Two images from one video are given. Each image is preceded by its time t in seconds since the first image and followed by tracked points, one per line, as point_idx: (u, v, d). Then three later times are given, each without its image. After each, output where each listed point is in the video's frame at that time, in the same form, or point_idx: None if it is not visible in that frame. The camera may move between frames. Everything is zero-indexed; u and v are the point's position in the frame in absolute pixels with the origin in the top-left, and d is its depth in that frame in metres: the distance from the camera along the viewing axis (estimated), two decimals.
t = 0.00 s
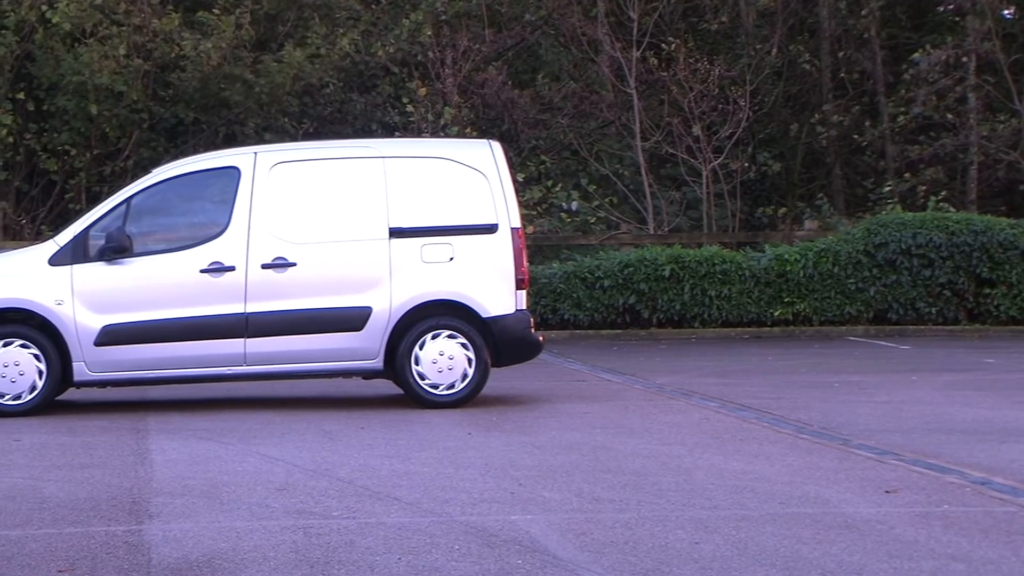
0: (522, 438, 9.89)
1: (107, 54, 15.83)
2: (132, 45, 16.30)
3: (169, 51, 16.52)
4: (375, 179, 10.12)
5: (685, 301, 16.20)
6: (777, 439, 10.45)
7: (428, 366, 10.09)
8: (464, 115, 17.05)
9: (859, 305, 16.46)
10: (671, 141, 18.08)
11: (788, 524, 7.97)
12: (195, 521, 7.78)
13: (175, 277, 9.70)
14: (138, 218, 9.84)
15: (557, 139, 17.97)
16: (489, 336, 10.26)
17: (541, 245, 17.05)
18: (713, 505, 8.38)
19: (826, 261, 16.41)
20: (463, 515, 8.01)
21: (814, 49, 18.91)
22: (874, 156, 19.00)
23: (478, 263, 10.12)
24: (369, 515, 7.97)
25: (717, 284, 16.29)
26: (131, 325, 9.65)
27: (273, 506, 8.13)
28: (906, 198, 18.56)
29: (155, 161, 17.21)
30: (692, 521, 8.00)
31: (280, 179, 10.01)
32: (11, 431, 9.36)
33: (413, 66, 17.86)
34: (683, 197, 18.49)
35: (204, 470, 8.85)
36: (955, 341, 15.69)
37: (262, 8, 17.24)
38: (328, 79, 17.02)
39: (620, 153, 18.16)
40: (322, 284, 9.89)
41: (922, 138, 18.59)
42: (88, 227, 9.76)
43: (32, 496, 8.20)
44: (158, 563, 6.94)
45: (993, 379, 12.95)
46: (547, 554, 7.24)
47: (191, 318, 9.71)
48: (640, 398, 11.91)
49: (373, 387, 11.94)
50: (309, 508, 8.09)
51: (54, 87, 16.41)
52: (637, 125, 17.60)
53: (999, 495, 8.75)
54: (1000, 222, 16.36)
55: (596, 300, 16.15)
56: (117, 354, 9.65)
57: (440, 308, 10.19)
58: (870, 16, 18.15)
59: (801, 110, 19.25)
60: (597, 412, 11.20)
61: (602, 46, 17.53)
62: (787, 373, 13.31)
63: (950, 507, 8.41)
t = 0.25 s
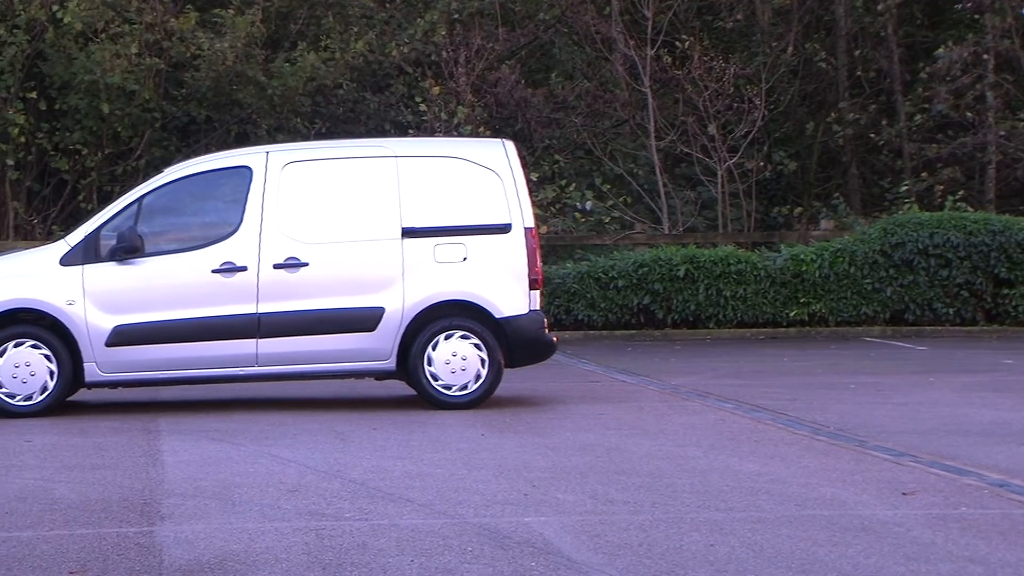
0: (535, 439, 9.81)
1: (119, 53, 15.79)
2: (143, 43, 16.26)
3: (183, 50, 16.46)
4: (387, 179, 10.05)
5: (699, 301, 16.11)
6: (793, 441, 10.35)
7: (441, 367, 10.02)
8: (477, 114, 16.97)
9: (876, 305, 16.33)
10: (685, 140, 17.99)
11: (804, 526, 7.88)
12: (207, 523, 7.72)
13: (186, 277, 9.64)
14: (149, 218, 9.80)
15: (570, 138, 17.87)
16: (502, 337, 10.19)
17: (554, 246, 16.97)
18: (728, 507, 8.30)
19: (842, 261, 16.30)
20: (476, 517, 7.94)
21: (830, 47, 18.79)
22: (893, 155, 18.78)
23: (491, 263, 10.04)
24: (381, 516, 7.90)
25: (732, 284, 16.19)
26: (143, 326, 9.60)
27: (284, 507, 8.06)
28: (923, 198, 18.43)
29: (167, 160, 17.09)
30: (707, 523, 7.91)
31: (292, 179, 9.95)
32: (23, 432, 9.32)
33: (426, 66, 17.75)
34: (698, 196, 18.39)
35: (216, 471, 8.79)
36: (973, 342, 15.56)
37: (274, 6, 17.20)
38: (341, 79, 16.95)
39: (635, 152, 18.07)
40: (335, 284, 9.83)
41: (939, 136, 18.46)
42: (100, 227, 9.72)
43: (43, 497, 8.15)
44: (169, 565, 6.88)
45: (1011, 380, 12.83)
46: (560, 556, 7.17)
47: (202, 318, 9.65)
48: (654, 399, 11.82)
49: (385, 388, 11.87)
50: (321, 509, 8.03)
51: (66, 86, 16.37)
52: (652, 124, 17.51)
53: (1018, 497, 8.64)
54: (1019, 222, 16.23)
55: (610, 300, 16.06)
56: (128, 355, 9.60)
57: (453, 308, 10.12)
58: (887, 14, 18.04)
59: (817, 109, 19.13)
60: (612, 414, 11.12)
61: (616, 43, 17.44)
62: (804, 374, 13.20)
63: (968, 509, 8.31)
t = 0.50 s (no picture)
0: (544, 440, 9.73)
1: (126, 51, 15.72)
2: (151, 42, 16.19)
3: (190, 49, 16.38)
4: (396, 178, 9.98)
5: (710, 301, 16.02)
6: (804, 442, 10.25)
7: (450, 368, 9.95)
8: (486, 113, 16.88)
9: (888, 306, 16.21)
10: (696, 139, 17.89)
11: (816, 528, 7.79)
12: (214, 524, 7.65)
13: (193, 278, 9.58)
14: (156, 217, 9.73)
15: (580, 137, 17.77)
16: (511, 337, 10.11)
17: (564, 245, 16.88)
18: (739, 509, 8.21)
19: (854, 261, 16.20)
20: (485, 518, 7.86)
21: (842, 46, 18.67)
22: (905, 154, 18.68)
23: (500, 263, 9.96)
24: (389, 518, 7.83)
25: (743, 284, 16.09)
26: (150, 326, 9.54)
27: (291, 509, 7.99)
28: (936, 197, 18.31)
29: (174, 159, 16.98)
30: (718, 525, 7.82)
31: (299, 178, 9.88)
32: (29, 433, 9.26)
33: (435, 64, 17.61)
34: (709, 196, 18.28)
35: (222, 473, 8.72)
36: (986, 343, 15.44)
37: (282, 4, 17.14)
38: (350, 78, 16.86)
39: (645, 152, 17.98)
40: (343, 284, 9.76)
41: (952, 135, 18.34)
42: (106, 227, 9.65)
43: (49, 498, 8.09)
44: (176, 567, 6.81)
45: None
46: (570, 558, 7.09)
47: (209, 319, 9.59)
48: (664, 401, 11.73)
49: (393, 389, 11.80)
50: (328, 511, 7.95)
51: (72, 84, 16.31)
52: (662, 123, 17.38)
53: None
54: None
55: (620, 300, 15.98)
56: (135, 355, 9.53)
57: (462, 308, 10.04)
58: (900, 12, 17.95)
59: (829, 108, 19.01)
60: (621, 415, 11.03)
61: (626, 42, 17.35)
62: (815, 375, 13.10)
63: (981, 511, 8.21)
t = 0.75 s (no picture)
0: (552, 442, 9.65)
1: (131, 50, 15.65)
2: (156, 40, 16.10)
3: (195, 48, 16.29)
4: (402, 177, 9.91)
5: (719, 301, 15.92)
6: (815, 443, 10.16)
7: (457, 369, 9.87)
8: (493, 112, 16.78)
9: (899, 306, 16.10)
10: (705, 138, 17.79)
11: (826, 530, 7.70)
12: (220, 526, 7.58)
13: (198, 277, 9.51)
14: (161, 217, 9.66)
15: (588, 136, 17.67)
16: (519, 337, 10.03)
17: (572, 245, 16.79)
18: (749, 511, 8.12)
19: (865, 261, 16.10)
20: (492, 520, 7.78)
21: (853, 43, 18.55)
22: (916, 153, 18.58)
23: (508, 262, 9.88)
24: (396, 520, 7.75)
25: (753, 284, 15.99)
26: (155, 326, 9.47)
27: (297, 510, 7.92)
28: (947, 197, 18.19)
29: (179, 158, 16.88)
30: (727, 527, 7.74)
31: (305, 177, 9.81)
32: (33, 434, 9.19)
33: (441, 62, 17.50)
34: (718, 195, 18.16)
35: (228, 474, 8.65)
36: (998, 343, 15.33)
37: (289, 3, 17.07)
38: (356, 76, 16.76)
39: (654, 151, 17.89)
40: (349, 284, 9.69)
41: (964, 134, 18.22)
42: (111, 226, 9.59)
43: (54, 500, 8.03)
44: (181, 569, 6.74)
45: None
46: (577, 561, 7.00)
47: (215, 319, 9.52)
48: (673, 401, 11.64)
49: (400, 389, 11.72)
50: (335, 513, 7.88)
51: (77, 83, 16.23)
52: (670, 122, 17.36)
53: None
54: None
55: (628, 300, 15.88)
56: (140, 356, 9.47)
57: (469, 308, 9.96)
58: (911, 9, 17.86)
59: (839, 106, 18.90)
60: (629, 416, 10.95)
61: (635, 40, 17.24)
62: (825, 375, 13.00)
63: (993, 513, 8.11)
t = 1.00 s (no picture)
0: (560, 443, 9.57)
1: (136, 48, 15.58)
2: (161, 39, 16.01)
3: (200, 47, 16.20)
4: (409, 176, 9.83)
5: (729, 301, 15.82)
6: (825, 445, 10.06)
7: (464, 369, 9.79)
8: (501, 110, 16.68)
9: (911, 306, 15.99)
10: (715, 137, 17.69)
11: (838, 532, 7.61)
12: (225, 527, 7.51)
13: (204, 277, 9.45)
14: (166, 216, 9.60)
15: (597, 135, 17.55)
16: (527, 338, 9.95)
17: (580, 245, 16.71)
18: (759, 513, 8.03)
19: (876, 261, 15.99)
20: (500, 522, 7.70)
21: (864, 41, 18.44)
22: (928, 152, 18.48)
23: (515, 262, 9.81)
24: (403, 522, 7.67)
25: (763, 284, 15.90)
26: (161, 326, 9.41)
27: (303, 512, 7.84)
28: (960, 196, 18.07)
29: (185, 158, 16.78)
30: (737, 529, 7.65)
31: (311, 176, 9.74)
32: (37, 435, 9.13)
33: (449, 60, 17.43)
34: (728, 195, 18.06)
35: (234, 475, 8.58)
36: (1011, 344, 15.21)
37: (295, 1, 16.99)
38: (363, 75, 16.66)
39: (663, 150, 17.81)
40: (356, 284, 9.62)
41: (976, 132, 18.11)
42: (116, 226, 9.53)
43: (59, 501, 7.96)
44: (187, 571, 6.68)
45: None
46: (586, 563, 6.92)
47: (220, 319, 9.45)
48: (682, 402, 11.56)
49: (407, 390, 11.64)
50: (341, 514, 7.80)
51: (82, 81, 16.16)
52: (680, 121, 17.25)
53: None
54: None
55: (637, 300, 15.79)
56: (145, 356, 9.40)
57: (477, 309, 9.88)
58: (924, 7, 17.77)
59: (850, 105, 18.79)
60: (638, 417, 10.86)
61: (644, 38, 17.13)
62: (836, 376, 12.90)
63: (1006, 515, 8.01)
